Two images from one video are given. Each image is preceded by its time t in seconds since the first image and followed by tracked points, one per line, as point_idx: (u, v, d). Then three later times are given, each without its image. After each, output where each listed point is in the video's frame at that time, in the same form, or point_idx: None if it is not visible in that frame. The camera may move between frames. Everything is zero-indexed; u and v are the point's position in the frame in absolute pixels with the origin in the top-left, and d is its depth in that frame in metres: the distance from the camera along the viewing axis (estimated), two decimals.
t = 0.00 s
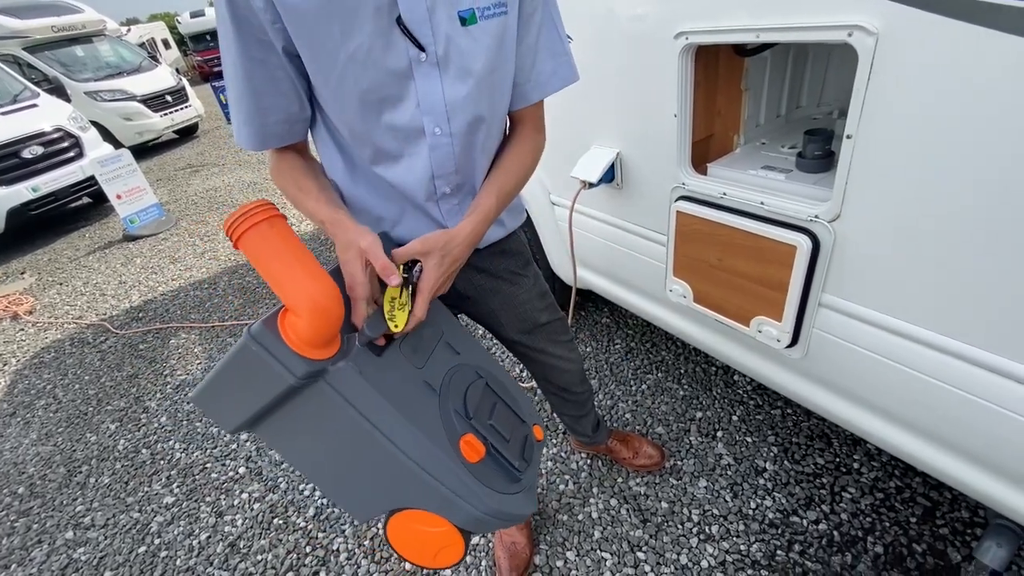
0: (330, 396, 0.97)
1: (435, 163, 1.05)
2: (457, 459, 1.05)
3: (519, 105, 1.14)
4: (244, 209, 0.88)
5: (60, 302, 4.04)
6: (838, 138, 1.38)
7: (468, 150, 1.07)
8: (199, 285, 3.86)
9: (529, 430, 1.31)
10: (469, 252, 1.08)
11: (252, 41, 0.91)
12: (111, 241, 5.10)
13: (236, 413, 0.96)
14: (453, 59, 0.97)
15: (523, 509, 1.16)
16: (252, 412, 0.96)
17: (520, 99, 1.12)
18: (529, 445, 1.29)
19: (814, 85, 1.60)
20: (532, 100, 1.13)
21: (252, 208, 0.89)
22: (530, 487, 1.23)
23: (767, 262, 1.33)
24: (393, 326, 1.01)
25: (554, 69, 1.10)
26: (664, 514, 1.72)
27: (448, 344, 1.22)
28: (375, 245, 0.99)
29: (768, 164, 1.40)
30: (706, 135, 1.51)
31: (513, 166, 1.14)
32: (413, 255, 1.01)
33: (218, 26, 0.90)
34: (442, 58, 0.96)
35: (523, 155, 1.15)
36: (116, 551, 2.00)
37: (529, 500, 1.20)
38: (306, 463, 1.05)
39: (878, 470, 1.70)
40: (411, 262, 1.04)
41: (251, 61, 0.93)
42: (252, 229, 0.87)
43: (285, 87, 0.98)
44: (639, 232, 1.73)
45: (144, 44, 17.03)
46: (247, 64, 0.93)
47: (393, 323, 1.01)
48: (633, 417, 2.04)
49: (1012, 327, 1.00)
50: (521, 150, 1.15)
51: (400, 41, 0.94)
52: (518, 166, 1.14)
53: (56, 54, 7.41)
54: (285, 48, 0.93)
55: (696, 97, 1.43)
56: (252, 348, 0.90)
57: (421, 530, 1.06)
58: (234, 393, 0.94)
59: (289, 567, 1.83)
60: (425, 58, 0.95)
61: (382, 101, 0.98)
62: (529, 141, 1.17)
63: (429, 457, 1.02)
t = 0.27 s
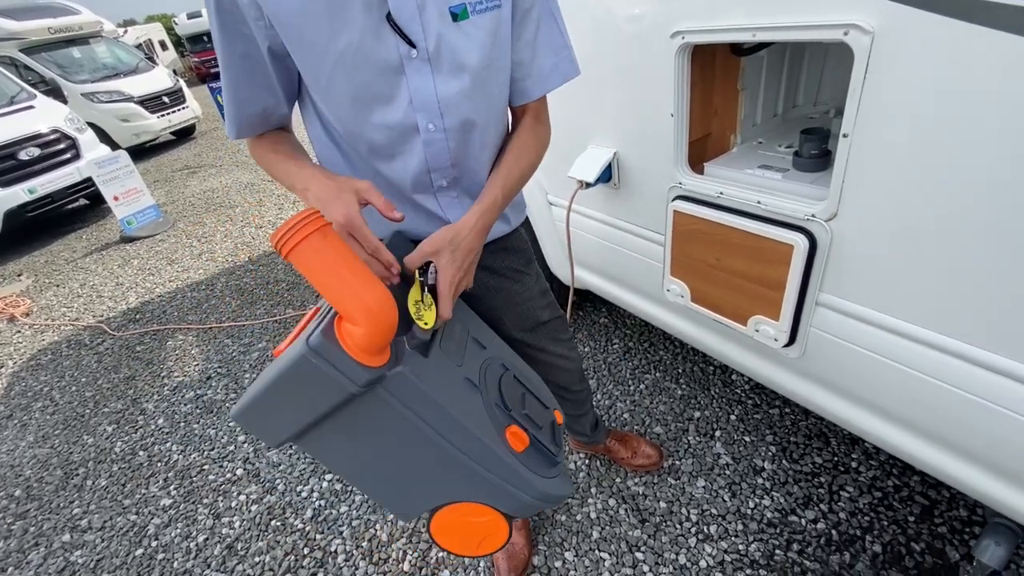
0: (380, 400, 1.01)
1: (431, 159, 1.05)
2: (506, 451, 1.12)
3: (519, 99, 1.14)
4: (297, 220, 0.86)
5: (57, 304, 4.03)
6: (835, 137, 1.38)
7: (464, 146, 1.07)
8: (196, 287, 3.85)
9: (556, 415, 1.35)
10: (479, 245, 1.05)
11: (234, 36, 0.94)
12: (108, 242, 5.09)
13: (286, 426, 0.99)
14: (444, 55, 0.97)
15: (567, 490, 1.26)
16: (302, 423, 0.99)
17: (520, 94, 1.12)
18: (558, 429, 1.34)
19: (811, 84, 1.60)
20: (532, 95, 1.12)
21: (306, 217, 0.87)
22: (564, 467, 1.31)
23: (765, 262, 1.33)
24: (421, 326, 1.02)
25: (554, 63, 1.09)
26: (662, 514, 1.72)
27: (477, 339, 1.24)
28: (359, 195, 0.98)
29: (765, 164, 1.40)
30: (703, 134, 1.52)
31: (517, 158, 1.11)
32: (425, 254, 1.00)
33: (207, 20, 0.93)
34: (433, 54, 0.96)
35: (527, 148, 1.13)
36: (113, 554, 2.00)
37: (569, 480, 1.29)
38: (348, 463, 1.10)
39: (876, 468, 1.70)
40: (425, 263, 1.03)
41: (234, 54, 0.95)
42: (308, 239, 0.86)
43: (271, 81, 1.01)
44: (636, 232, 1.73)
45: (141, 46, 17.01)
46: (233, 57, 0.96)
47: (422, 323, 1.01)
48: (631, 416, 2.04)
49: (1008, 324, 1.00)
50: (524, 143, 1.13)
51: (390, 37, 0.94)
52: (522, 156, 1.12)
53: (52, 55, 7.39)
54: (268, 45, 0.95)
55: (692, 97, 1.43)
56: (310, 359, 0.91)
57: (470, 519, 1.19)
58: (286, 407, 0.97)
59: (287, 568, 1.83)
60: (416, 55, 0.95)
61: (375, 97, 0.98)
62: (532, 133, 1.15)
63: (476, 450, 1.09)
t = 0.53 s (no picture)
0: (435, 410, 0.95)
1: (432, 163, 1.06)
2: (556, 418, 1.07)
3: (521, 97, 1.13)
4: (316, 266, 0.75)
5: (55, 308, 4.02)
6: (832, 141, 1.39)
7: (464, 150, 1.07)
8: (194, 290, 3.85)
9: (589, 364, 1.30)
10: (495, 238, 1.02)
11: (234, 56, 1.01)
12: (106, 246, 5.08)
13: (351, 451, 0.96)
14: (441, 60, 0.98)
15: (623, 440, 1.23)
16: (363, 445, 0.95)
17: (522, 93, 1.12)
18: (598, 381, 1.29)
19: (807, 88, 1.61)
20: (535, 92, 1.12)
21: (323, 261, 0.75)
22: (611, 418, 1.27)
23: (762, 265, 1.34)
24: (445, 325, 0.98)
25: (554, 59, 1.10)
26: (662, 517, 1.73)
27: (501, 317, 1.18)
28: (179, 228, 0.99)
29: (762, 167, 1.41)
30: (700, 139, 1.53)
31: (524, 149, 1.10)
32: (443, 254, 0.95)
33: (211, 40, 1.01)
34: (430, 58, 0.97)
35: (534, 139, 1.11)
36: (113, 558, 2.00)
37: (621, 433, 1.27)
38: (415, 466, 1.08)
39: (873, 470, 1.71)
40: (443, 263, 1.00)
41: (236, 72, 1.03)
42: (334, 282, 0.75)
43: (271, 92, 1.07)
44: (634, 236, 1.74)
45: (138, 48, 16.99)
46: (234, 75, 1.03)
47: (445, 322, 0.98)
48: (630, 419, 2.05)
49: (1001, 327, 1.01)
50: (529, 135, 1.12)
51: (386, 44, 0.95)
52: (529, 146, 1.10)
53: (49, 58, 7.38)
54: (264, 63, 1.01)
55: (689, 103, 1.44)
56: (363, 394, 0.85)
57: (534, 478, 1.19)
58: (348, 436, 0.93)
59: (287, 572, 1.83)
60: (412, 60, 0.96)
61: (375, 102, 1.00)
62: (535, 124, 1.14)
63: (530, 426, 1.04)
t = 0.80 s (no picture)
0: (481, 393, 0.97)
1: (438, 158, 1.07)
2: (586, 396, 1.10)
3: (516, 84, 1.17)
4: (369, 252, 0.75)
5: (52, 310, 4.02)
6: (828, 141, 1.39)
7: (467, 142, 1.09)
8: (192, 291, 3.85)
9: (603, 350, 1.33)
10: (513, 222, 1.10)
11: (236, 66, 1.01)
12: (103, 247, 5.08)
13: (400, 438, 0.97)
14: (439, 53, 0.99)
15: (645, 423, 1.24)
16: (412, 432, 0.96)
17: (519, 79, 1.16)
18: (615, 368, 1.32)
19: (804, 89, 1.62)
20: (530, 78, 1.16)
21: (375, 245, 0.76)
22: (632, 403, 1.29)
23: (760, 265, 1.34)
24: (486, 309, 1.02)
25: (546, 43, 1.13)
26: (660, 516, 1.73)
27: (520, 307, 1.21)
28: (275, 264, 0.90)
29: (759, 167, 1.41)
30: (698, 138, 1.53)
31: (528, 135, 1.17)
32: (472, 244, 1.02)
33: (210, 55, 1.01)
34: (428, 52, 0.98)
35: (533, 123, 1.19)
36: (111, 560, 2.00)
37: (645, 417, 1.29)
38: (454, 455, 1.09)
39: (871, 468, 1.71)
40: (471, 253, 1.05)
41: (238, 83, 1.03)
42: (386, 266, 0.77)
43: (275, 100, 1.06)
44: (632, 236, 1.74)
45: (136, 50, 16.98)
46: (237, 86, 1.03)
47: (487, 306, 1.02)
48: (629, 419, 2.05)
49: (997, 324, 1.01)
50: (528, 121, 1.19)
51: (384, 41, 0.96)
52: (531, 130, 1.18)
53: (46, 59, 7.37)
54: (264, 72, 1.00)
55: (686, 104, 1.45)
56: (418, 374, 0.86)
57: (564, 461, 1.22)
58: (398, 422, 0.94)
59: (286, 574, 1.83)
60: (410, 55, 0.97)
61: (378, 100, 1.00)
62: (532, 109, 1.20)
63: (566, 405, 1.07)
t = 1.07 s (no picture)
0: (502, 381, 0.99)
1: (437, 157, 1.08)
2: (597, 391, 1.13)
3: (509, 84, 1.19)
4: (408, 227, 0.78)
5: (50, 312, 4.02)
6: (823, 142, 1.40)
7: (465, 140, 1.10)
8: (190, 293, 3.85)
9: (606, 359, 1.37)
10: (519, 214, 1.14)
11: (236, 74, 1.00)
12: (101, 249, 5.07)
13: (420, 429, 0.97)
14: (435, 52, 1.01)
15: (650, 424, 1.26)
16: (433, 421, 0.97)
17: (511, 78, 1.18)
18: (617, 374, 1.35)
19: (799, 91, 1.63)
20: (521, 78, 1.18)
21: (413, 221, 0.79)
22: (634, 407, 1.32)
23: (756, 265, 1.35)
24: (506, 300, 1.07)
25: (535, 43, 1.16)
26: (658, 516, 1.73)
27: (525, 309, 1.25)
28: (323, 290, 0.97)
29: (755, 168, 1.42)
30: (694, 139, 1.52)
31: (525, 132, 1.20)
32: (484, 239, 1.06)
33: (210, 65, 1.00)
34: (425, 52, 1.00)
35: (529, 119, 1.21)
36: (109, 563, 1.99)
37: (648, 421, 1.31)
38: (467, 452, 1.09)
39: (868, 468, 1.72)
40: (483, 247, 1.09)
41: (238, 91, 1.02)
42: (421, 244, 0.80)
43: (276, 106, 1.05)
44: (629, 237, 1.75)
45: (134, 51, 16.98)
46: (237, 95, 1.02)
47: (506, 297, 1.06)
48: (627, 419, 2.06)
49: (991, 324, 1.02)
50: (524, 118, 1.21)
51: (382, 42, 0.97)
52: (527, 126, 1.20)
53: (44, 61, 7.37)
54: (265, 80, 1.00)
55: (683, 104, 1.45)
56: (450, 353, 0.88)
57: (573, 467, 1.24)
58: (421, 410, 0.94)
59: None
60: (409, 55, 0.99)
61: (378, 100, 1.01)
62: (525, 108, 1.22)
63: (579, 398, 1.09)
